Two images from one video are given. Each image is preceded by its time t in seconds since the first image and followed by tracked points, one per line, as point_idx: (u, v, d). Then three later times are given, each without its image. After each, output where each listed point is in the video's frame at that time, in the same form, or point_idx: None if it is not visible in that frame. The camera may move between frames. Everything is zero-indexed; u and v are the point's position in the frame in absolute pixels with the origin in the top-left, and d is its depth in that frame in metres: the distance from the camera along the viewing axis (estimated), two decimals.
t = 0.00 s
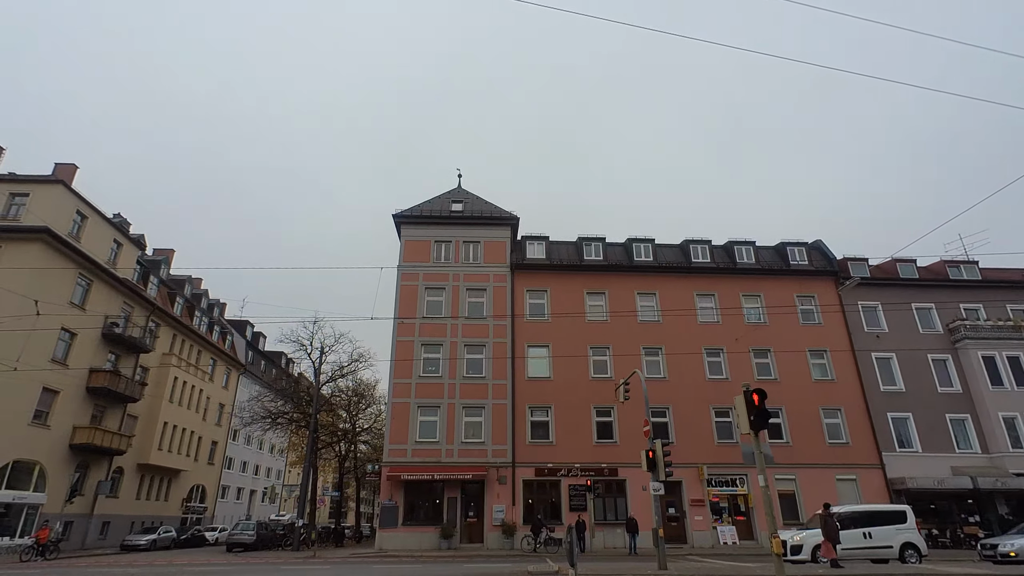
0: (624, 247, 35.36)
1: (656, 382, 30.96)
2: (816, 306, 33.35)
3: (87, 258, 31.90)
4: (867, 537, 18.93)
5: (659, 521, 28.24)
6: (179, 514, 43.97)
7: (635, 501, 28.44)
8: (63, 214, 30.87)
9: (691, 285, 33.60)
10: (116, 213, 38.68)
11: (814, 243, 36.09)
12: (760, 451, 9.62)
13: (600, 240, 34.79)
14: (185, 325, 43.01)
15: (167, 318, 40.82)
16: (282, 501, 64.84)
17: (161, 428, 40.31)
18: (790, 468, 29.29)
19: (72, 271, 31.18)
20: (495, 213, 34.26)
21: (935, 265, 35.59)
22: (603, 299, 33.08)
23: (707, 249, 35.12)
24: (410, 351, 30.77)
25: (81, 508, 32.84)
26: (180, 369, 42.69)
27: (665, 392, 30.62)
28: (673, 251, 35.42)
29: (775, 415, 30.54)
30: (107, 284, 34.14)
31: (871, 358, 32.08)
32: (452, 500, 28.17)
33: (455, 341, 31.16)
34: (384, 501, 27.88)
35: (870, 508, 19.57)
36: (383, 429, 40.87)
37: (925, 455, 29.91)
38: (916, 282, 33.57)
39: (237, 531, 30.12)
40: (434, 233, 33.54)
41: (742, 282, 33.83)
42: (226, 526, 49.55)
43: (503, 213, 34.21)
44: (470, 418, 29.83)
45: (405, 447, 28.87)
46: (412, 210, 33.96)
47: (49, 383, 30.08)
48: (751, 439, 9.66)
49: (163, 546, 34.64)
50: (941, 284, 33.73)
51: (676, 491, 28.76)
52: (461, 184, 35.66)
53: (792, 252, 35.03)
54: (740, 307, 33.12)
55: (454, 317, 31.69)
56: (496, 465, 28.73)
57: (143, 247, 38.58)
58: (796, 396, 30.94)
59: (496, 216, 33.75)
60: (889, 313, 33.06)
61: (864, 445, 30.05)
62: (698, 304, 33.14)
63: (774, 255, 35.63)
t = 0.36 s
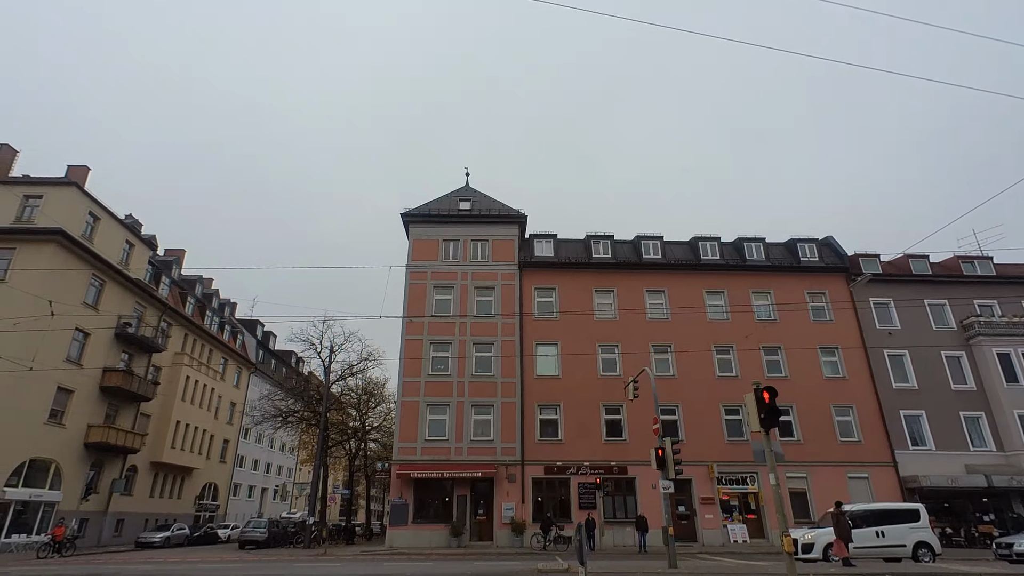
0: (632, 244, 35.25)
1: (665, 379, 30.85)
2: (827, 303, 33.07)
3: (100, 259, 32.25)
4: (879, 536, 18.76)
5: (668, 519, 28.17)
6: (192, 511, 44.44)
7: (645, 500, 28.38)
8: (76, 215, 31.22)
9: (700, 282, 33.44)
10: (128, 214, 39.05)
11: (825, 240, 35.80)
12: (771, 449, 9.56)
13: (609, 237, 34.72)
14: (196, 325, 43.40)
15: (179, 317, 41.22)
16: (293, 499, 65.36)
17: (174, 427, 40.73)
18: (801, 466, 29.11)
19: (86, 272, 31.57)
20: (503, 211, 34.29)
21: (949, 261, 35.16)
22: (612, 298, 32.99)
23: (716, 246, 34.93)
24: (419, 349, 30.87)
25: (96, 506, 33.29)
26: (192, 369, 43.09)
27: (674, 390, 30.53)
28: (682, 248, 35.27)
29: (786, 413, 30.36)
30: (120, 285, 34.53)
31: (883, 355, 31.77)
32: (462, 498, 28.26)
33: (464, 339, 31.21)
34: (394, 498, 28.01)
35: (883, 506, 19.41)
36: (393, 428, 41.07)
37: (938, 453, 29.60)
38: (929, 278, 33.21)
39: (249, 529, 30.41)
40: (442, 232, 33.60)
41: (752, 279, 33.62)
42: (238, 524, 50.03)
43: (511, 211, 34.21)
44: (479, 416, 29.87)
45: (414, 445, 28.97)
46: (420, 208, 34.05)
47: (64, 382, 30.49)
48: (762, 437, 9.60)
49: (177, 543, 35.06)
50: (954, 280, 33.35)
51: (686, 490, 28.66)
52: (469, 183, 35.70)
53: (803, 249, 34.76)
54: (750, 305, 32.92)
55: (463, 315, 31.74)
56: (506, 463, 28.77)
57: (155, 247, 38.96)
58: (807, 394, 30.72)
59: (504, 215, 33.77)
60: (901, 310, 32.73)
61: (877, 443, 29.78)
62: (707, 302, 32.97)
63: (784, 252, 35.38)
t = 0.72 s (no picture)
0: (641, 242, 35.13)
1: (675, 377, 30.74)
2: (839, 300, 32.77)
3: (113, 259, 32.60)
4: (893, 535, 18.59)
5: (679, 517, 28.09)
6: (205, 509, 44.89)
7: (655, 498, 28.32)
8: (89, 216, 31.55)
9: (710, 279, 33.27)
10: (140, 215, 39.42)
11: (836, 236, 35.47)
12: (782, 446, 9.50)
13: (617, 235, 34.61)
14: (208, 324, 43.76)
15: (191, 317, 41.60)
16: (304, 496, 65.82)
17: (186, 425, 41.13)
18: (813, 464, 28.90)
19: (99, 272, 31.92)
20: (511, 209, 34.28)
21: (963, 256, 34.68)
22: (621, 295, 32.88)
23: (726, 243, 34.71)
24: (429, 348, 30.95)
25: (111, 503, 33.71)
26: (204, 367, 43.48)
27: (684, 387, 30.40)
28: (691, 246, 35.10)
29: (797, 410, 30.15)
30: (132, 285, 34.88)
31: (896, 352, 31.45)
32: (472, 495, 28.32)
33: (473, 337, 31.26)
34: (405, 496, 28.13)
35: (898, 505, 19.23)
36: (403, 426, 41.25)
37: (952, 451, 29.27)
38: (943, 274, 32.80)
39: (262, 526, 30.68)
40: (450, 231, 33.65)
41: (763, 275, 33.39)
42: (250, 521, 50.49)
43: (519, 209, 34.18)
44: (489, 414, 29.92)
45: (424, 443, 29.09)
46: (429, 207, 34.13)
47: (79, 382, 30.87)
48: (774, 434, 9.52)
49: (191, 540, 35.43)
50: (969, 276, 32.92)
51: (697, 488, 28.55)
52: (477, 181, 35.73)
53: (814, 245, 34.46)
54: (760, 301, 32.69)
55: (472, 313, 31.79)
56: (515, 461, 28.79)
57: (166, 248, 39.33)
58: (819, 391, 30.48)
59: (512, 213, 33.74)
60: (915, 306, 32.36)
61: (890, 441, 29.50)
62: (717, 299, 32.79)
63: (795, 248, 35.10)
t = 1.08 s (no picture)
0: (646, 240, 35.06)
1: (681, 376, 30.68)
2: (845, 298, 32.60)
3: (119, 259, 32.76)
4: (900, 534, 18.50)
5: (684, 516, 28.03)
6: (212, 508, 45.14)
7: (660, 497, 28.28)
8: (96, 217, 31.72)
9: (715, 277, 33.16)
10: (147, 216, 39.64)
11: (842, 234, 35.28)
12: (788, 445, 9.47)
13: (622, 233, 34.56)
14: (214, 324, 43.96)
15: (197, 317, 41.80)
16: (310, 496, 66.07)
17: (193, 424, 41.36)
18: (819, 463, 28.80)
19: (106, 272, 32.10)
20: (515, 208, 34.28)
21: (971, 254, 34.43)
22: (626, 294, 32.83)
23: (731, 242, 34.58)
24: (434, 347, 30.99)
25: (119, 502, 33.94)
26: (210, 367, 43.70)
27: (690, 387, 30.33)
28: (696, 244, 35.00)
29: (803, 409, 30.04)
30: (139, 284, 35.07)
31: (903, 350, 31.27)
32: (477, 494, 28.34)
33: (478, 336, 31.27)
34: (410, 495, 28.19)
35: (905, 504, 19.13)
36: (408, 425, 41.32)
37: (960, 450, 29.08)
38: (950, 272, 32.57)
39: (268, 524, 30.82)
40: (455, 230, 33.68)
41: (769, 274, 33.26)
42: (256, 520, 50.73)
43: (524, 208, 34.16)
44: (493, 413, 29.93)
45: (429, 442, 29.14)
46: (433, 207, 34.16)
47: (87, 381, 31.10)
48: (780, 434, 9.50)
49: (198, 538, 35.66)
50: (976, 274, 32.68)
51: (702, 487, 28.50)
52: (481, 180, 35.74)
53: (820, 243, 34.27)
54: (766, 300, 32.57)
55: (476, 312, 31.81)
56: (521, 460, 28.79)
57: (173, 248, 39.52)
58: (826, 390, 30.34)
59: (517, 212, 33.73)
60: (922, 305, 32.15)
61: (897, 440, 29.34)
62: (722, 298, 32.70)
63: (801, 246, 34.94)
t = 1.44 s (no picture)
0: (646, 241, 35.07)
1: (681, 376, 30.67)
2: (846, 298, 32.60)
3: (120, 259, 32.77)
4: (901, 535, 18.49)
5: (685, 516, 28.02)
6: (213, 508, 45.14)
7: (661, 497, 28.27)
8: (97, 217, 31.74)
9: (716, 278, 33.16)
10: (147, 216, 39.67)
11: (842, 234, 35.28)
12: (788, 446, 9.48)
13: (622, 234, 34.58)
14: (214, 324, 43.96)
15: (197, 317, 41.80)
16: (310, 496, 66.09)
17: (194, 425, 41.35)
18: (820, 464, 28.78)
19: (106, 272, 32.10)
20: (516, 209, 34.30)
21: (972, 254, 34.42)
22: (626, 294, 32.83)
23: (732, 242, 34.58)
24: (434, 347, 30.99)
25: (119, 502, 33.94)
26: (211, 368, 43.70)
27: (690, 387, 30.31)
28: (697, 245, 35.01)
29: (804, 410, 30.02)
30: (139, 285, 35.07)
31: (903, 351, 31.26)
32: (477, 495, 28.33)
33: (478, 337, 31.27)
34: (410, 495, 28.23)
35: (905, 505, 19.12)
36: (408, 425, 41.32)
37: (961, 450, 29.07)
38: (951, 272, 32.56)
39: (268, 525, 30.83)
40: (455, 230, 33.70)
41: (769, 275, 33.26)
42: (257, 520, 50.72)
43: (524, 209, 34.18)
44: (493, 414, 29.93)
45: (430, 443, 29.15)
46: (434, 207, 34.18)
47: (87, 382, 31.11)
48: (780, 434, 9.50)
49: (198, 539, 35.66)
50: (976, 275, 32.68)
51: (703, 487, 28.50)
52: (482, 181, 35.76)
53: (820, 243, 34.26)
54: (767, 300, 32.56)
55: (477, 313, 31.81)
56: (521, 460, 28.79)
57: (173, 248, 39.52)
58: (826, 390, 30.34)
59: (517, 212, 33.74)
60: (922, 305, 32.15)
61: (897, 440, 29.33)
62: (723, 298, 32.69)
63: (801, 247, 34.94)
